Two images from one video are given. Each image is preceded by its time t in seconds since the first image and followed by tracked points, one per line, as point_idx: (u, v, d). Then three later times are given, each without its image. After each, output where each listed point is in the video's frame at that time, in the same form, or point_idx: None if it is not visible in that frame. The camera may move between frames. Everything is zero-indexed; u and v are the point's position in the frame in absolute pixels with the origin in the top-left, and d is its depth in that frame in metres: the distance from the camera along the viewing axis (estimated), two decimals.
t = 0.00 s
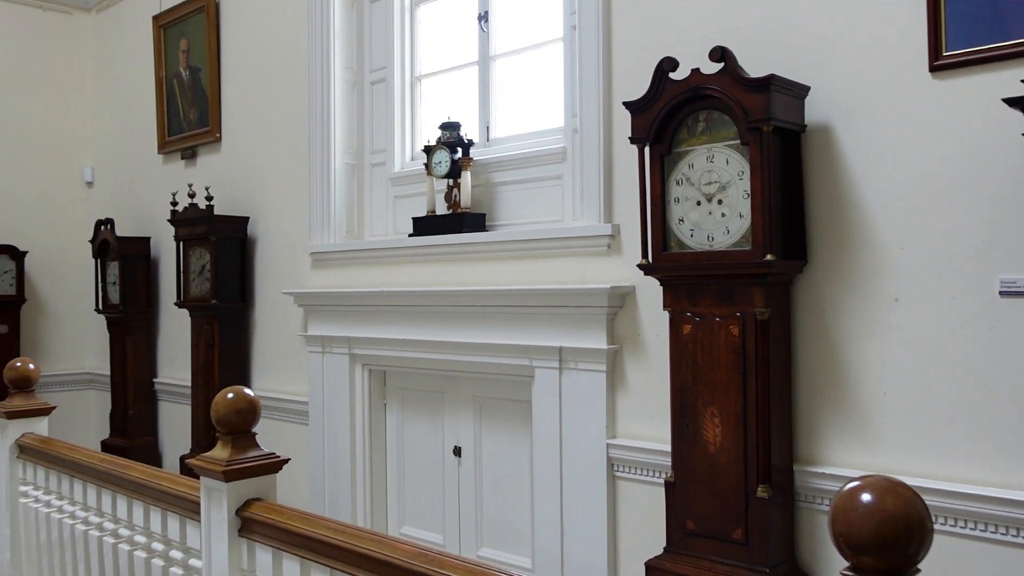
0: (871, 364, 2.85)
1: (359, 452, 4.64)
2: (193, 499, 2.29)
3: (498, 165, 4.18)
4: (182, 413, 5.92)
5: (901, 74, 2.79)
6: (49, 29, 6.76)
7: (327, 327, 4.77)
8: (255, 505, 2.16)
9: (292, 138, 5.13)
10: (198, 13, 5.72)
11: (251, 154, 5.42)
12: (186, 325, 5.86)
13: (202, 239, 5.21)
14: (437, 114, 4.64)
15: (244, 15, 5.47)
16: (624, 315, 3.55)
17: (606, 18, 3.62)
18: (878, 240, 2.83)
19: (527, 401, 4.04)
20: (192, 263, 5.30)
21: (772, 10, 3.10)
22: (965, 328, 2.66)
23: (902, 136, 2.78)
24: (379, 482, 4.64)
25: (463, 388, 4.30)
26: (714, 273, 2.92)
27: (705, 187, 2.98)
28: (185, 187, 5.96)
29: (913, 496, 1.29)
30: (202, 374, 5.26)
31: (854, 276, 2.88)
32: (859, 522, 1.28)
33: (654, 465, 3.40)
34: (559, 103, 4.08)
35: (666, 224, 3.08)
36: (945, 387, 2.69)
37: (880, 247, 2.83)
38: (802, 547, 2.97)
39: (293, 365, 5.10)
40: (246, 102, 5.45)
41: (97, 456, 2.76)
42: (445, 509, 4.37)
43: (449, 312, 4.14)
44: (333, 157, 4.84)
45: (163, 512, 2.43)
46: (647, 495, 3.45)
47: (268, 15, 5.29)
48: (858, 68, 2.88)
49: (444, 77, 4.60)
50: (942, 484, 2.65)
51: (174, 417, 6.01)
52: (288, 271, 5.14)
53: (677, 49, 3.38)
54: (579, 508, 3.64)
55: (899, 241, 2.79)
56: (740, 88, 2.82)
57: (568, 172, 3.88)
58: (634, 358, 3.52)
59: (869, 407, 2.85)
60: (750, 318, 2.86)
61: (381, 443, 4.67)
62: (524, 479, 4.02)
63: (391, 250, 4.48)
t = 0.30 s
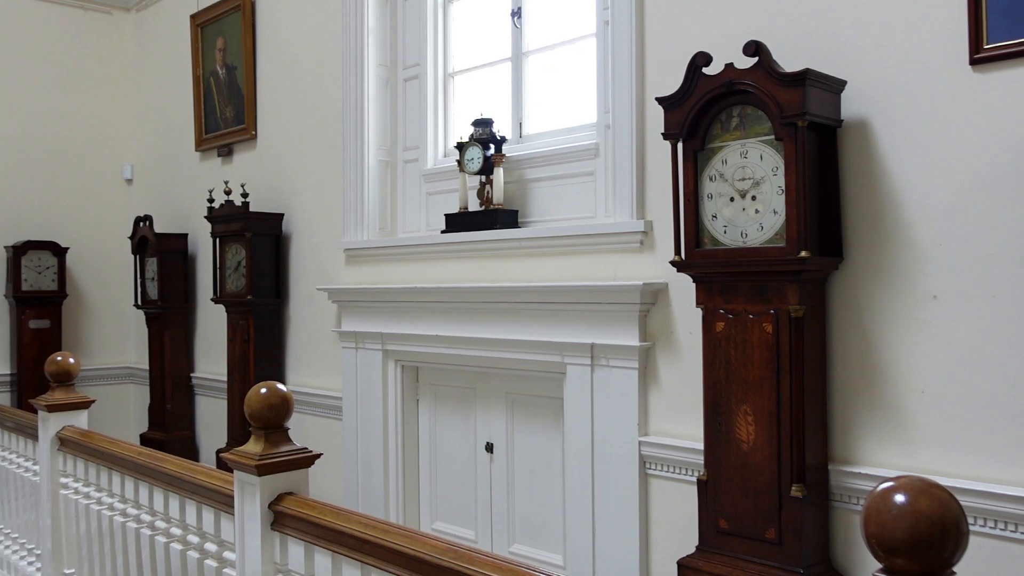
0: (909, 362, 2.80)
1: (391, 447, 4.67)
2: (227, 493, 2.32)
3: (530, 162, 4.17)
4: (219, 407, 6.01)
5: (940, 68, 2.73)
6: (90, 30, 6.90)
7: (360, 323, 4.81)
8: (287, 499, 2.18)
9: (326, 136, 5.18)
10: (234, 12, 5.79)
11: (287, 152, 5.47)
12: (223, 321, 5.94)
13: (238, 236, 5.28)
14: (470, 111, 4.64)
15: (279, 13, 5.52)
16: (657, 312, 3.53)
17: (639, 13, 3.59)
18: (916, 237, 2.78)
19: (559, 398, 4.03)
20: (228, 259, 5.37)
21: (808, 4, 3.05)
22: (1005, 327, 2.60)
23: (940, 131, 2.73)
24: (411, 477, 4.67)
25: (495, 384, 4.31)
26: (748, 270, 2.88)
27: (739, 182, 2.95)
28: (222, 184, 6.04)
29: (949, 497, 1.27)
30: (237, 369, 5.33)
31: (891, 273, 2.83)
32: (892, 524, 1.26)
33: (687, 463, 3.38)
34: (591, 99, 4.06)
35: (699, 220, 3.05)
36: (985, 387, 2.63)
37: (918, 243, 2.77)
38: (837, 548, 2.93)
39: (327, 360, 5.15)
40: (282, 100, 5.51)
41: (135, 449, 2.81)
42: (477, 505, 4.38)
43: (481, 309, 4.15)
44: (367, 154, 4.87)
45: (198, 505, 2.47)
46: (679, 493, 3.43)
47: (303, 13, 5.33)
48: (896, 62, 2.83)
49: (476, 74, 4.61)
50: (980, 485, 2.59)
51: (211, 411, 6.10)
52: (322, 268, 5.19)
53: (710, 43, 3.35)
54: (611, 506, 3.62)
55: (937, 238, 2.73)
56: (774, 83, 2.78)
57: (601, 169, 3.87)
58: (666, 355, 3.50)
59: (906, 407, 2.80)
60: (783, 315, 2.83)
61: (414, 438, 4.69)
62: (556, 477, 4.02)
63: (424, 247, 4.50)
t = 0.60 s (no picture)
0: (949, 362, 2.74)
1: (425, 444, 4.69)
2: (262, 488, 2.35)
3: (563, 159, 4.16)
4: (255, 403, 6.09)
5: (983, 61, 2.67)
6: (130, 31, 7.02)
7: (394, 320, 4.84)
8: (321, 495, 2.20)
9: (361, 134, 5.21)
10: (270, 11, 5.85)
11: (322, 150, 5.52)
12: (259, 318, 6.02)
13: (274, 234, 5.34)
14: (504, 108, 4.64)
15: (314, 13, 5.57)
16: (691, 310, 3.50)
17: (673, 8, 3.56)
18: (957, 233, 2.72)
19: (592, 395, 4.02)
20: (264, 257, 5.44)
21: None
22: None
23: (982, 125, 2.67)
24: (444, 474, 4.69)
25: (528, 381, 4.31)
26: (783, 268, 2.85)
27: (775, 179, 2.91)
28: (258, 183, 6.11)
29: (989, 500, 1.24)
30: (273, 365, 5.39)
31: (931, 270, 2.78)
32: (929, 526, 1.23)
33: (721, 462, 3.35)
34: (625, 95, 4.04)
35: (734, 217, 3.02)
36: None
37: (959, 240, 2.72)
38: (875, 550, 2.88)
39: (362, 357, 5.19)
40: (317, 98, 5.56)
41: (172, 444, 2.86)
42: (511, 503, 4.38)
43: (514, 306, 4.15)
44: (400, 152, 4.89)
45: (233, 500, 2.50)
46: (713, 493, 3.40)
47: (338, 12, 5.37)
48: (936, 56, 2.77)
49: (510, 71, 4.61)
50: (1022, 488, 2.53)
51: (247, 407, 6.18)
52: (357, 265, 5.22)
53: (746, 38, 3.31)
54: (644, 505, 3.60)
55: (978, 235, 2.67)
56: (810, 78, 2.74)
57: (635, 165, 3.84)
58: (700, 354, 3.47)
59: (946, 407, 2.75)
60: (820, 313, 2.78)
61: (447, 435, 4.71)
62: (589, 475, 4.01)
63: (457, 245, 4.51)
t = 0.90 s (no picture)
0: (987, 361, 2.69)
1: (455, 443, 4.70)
2: (293, 485, 2.37)
3: (593, 156, 4.15)
4: (287, 400, 6.15)
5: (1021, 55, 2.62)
6: (164, 33, 7.12)
7: (424, 319, 4.85)
8: (351, 493, 2.22)
9: (390, 134, 5.24)
10: (301, 12, 5.91)
11: (352, 150, 5.56)
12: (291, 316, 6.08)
13: (305, 233, 5.39)
14: (533, 106, 4.64)
15: (344, 13, 5.61)
16: (721, 308, 3.48)
17: (703, 2, 3.53)
18: (994, 230, 2.67)
19: (621, 394, 4.01)
20: (296, 255, 5.49)
21: None
22: None
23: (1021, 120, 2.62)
24: (474, 472, 4.70)
25: (558, 380, 4.30)
26: (816, 265, 2.81)
27: (806, 176, 2.88)
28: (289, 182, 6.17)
29: None
30: (304, 363, 5.44)
31: (967, 268, 2.73)
32: (964, 529, 1.21)
33: (753, 462, 3.32)
34: (655, 92, 4.01)
35: (765, 214, 2.99)
36: None
37: (997, 237, 2.66)
38: (909, 552, 2.84)
39: (392, 355, 5.22)
40: (347, 98, 5.60)
41: (205, 440, 2.90)
42: (540, 502, 4.38)
43: (544, 305, 4.15)
44: (430, 151, 4.91)
45: (265, 496, 2.53)
46: (745, 493, 3.37)
47: (368, 12, 5.40)
48: (974, 49, 2.72)
49: (539, 70, 4.60)
50: None
51: (279, 404, 6.25)
52: (387, 264, 5.25)
53: (777, 33, 3.27)
54: (674, 505, 3.58)
55: (1017, 231, 2.62)
56: (843, 73, 2.70)
57: (665, 163, 3.82)
58: (731, 352, 3.44)
59: (983, 407, 2.69)
60: (853, 311, 2.75)
61: (477, 434, 4.72)
62: (619, 474, 3.99)
63: (486, 243, 4.51)
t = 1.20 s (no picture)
0: (1015, 359, 2.66)
1: (477, 441, 4.71)
2: (315, 483, 2.39)
3: (614, 155, 4.14)
4: (311, 399, 6.20)
5: None
6: (189, 36, 7.20)
7: (446, 318, 4.87)
8: (373, 491, 2.23)
9: (412, 134, 5.26)
10: (324, 13, 5.95)
11: (375, 150, 5.59)
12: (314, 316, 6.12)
13: (328, 233, 5.43)
14: (555, 106, 4.63)
15: (367, 14, 5.64)
16: (744, 307, 3.46)
17: None
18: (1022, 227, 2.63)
19: (644, 393, 4.00)
20: (319, 255, 5.53)
21: None
22: None
23: None
24: (496, 471, 4.70)
25: (579, 379, 4.30)
26: (839, 263, 2.79)
27: (830, 173, 2.86)
28: (312, 182, 6.21)
29: None
30: (328, 362, 5.48)
31: (994, 265, 2.69)
32: (989, 529, 1.19)
33: (776, 461, 3.29)
34: (677, 90, 3.99)
35: (788, 212, 2.96)
36: None
37: None
38: (935, 552, 2.80)
39: (414, 355, 5.24)
40: (370, 98, 5.63)
41: (229, 439, 2.93)
42: (562, 501, 4.38)
43: (565, 303, 4.15)
44: (452, 151, 4.92)
45: (288, 494, 2.55)
46: (768, 493, 3.35)
47: (390, 13, 5.43)
48: (1000, 43, 2.68)
49: (560, 68, 4.60)
50: None
51: (303, 403, 6.30)
52: (410, 263, 5.27)
53: (799, 29, 3.24)
54: (697, 505, 3.56)
55: None
56: (867, 69, 2.67)
57: (687, 161, 3.80)
58: (754, 351, 3.42)
59: (1011, 406, 2.66)
60: (877, 309, 2.72)
61: (499, 432, 4.73)
62: (642, 474, 3.98)
63: (508, 242, 4.52)
